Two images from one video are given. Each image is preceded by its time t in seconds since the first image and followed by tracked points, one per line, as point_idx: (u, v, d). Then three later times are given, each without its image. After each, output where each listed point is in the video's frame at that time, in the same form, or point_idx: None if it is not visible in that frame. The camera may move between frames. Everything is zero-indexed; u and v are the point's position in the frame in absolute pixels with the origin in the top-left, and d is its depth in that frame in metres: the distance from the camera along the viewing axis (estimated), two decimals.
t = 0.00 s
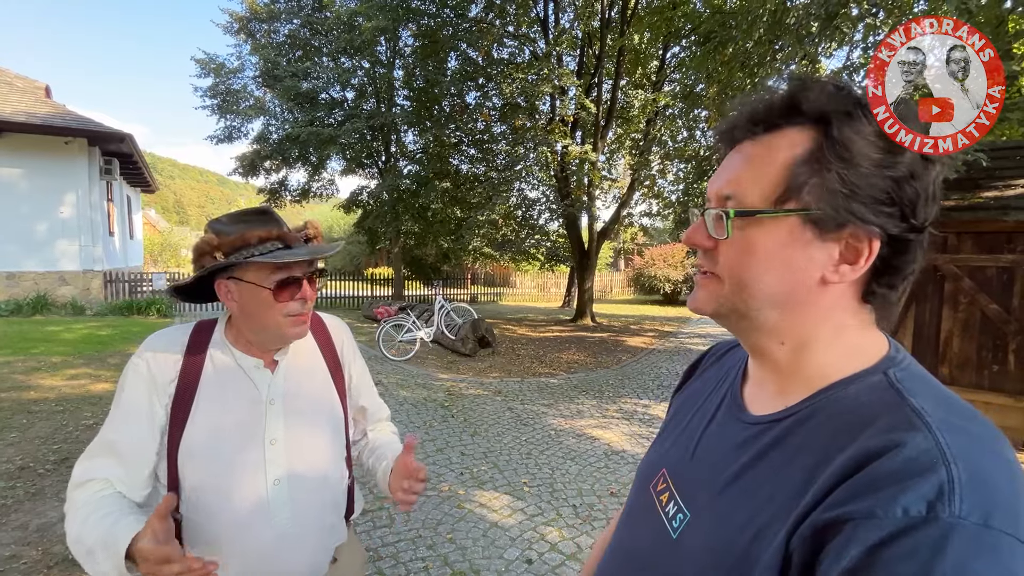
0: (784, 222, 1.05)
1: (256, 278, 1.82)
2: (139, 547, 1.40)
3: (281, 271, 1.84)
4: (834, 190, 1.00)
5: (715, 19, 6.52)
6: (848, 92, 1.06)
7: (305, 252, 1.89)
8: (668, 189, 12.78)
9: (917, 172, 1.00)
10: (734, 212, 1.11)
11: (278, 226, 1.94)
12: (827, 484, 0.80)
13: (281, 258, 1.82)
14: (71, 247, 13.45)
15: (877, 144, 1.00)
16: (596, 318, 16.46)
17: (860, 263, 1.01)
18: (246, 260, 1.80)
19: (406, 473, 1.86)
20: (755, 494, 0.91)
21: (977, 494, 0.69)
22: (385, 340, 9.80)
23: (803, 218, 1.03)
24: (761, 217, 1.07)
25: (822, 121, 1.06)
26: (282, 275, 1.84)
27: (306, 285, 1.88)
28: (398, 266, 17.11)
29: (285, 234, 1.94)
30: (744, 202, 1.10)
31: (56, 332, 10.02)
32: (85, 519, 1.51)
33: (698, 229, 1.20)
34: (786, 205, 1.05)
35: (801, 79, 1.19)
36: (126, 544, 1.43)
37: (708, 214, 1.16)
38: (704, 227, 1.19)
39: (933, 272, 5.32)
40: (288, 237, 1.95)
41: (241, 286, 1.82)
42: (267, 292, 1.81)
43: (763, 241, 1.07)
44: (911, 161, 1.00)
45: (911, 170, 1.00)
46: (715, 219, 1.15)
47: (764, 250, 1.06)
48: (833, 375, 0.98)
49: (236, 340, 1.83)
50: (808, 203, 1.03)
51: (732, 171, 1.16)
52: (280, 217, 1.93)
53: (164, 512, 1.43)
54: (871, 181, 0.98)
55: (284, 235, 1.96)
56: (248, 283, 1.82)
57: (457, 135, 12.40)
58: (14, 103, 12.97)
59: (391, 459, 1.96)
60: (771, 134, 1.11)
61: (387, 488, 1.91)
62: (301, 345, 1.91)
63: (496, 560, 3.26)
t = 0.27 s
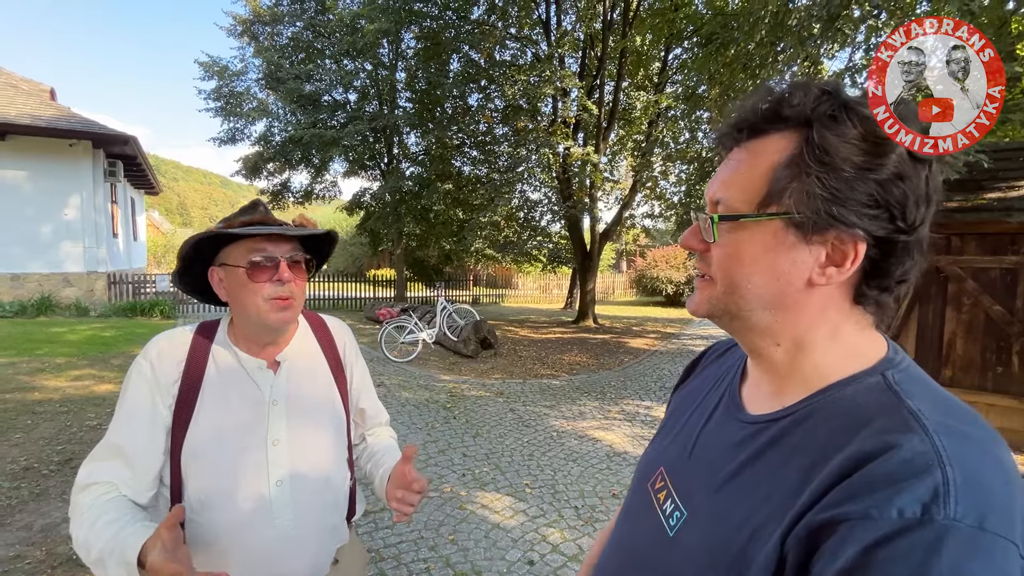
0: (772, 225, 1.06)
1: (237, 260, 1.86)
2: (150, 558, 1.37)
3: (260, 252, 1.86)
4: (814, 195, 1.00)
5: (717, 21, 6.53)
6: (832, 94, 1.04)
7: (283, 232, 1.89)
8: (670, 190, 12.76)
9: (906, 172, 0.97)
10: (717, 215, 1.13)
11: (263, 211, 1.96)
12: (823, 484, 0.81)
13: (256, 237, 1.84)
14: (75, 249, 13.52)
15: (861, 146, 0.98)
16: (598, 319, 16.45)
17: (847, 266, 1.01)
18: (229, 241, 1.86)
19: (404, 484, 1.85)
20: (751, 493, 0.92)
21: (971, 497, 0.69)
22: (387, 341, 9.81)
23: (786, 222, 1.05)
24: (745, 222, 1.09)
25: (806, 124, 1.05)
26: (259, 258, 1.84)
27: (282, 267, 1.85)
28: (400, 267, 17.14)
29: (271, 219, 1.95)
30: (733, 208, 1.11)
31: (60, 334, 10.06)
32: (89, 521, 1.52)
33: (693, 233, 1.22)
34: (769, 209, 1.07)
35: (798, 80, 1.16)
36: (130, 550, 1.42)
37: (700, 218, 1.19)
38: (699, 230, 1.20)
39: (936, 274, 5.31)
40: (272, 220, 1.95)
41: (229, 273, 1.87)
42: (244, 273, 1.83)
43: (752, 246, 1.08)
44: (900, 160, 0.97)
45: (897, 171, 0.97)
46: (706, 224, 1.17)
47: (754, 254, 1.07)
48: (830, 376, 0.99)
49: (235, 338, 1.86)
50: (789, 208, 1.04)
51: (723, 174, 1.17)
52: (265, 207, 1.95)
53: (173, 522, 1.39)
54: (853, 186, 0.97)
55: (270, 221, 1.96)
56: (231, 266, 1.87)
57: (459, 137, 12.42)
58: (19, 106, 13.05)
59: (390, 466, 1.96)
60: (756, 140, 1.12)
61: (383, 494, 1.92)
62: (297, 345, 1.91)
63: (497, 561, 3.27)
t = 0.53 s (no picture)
0: (770, 230, 1.06)
1: (237, 262, 1.88)
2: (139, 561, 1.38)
3: (259, 254, 1.87)
4: (814, 201, 1.01)
5: (721, 23, 6.55)
6: (838, 99, 1.04)
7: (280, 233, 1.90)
8: (675, 191, 12.75)
9: (906, 180, 0.98)
10: (718, 217, 1.14)
11: (260, 213, 1.96)
12: (816, 482, 0.81)
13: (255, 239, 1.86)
14: (83, 251, 13.66)
15: (862, 153, 0.98)
16: (603, 321, 16.43)
17: (845, 271, 1.01)
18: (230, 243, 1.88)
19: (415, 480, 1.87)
20: (746, 490, 0.92)
21: (961, 495, 0.70)
22: (392, 343, 9.85)
23: (785, 226, 1.05)
24: (746, 225, 1.09)
25: (808, 129, 1.06)
26: (257, 259, 1.85)
27: (280, 269, 1.85)
28: (405, 269, 17.19)
29: (267, 220, 1.96)
30: (733, 210, 1.12)
31: (69, 335, 10.15)
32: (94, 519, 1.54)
33: (693, 234, 1.22)
34: (769, 214, 1.07)
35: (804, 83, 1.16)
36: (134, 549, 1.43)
37: (700, 220, 1.20)
38: (699, 231, 1.21)
39: (943, 275, 5.26)
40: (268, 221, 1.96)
41: (229, 275, 1.90)
42: (243, 275, 1.85)
43: (752, 249, 1.08)
44: (900, 168, 0.98)
45: (898, 178, 0.98)
46: (706, 226, 1.18)
47: (753, 257, 1.08)
48: (825, 377, 0.99)
49: (242, 341, 1.88)
50: (788, 213, 1.05)
51: (723, 176, 1.18)
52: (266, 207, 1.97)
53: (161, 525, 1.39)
54: (853, 193, 0.98)
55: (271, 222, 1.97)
56: (233, 269, 1.88)
57: (463, 139, 12.47)
58: (29, 110, 13.21)
59: (400, 464, 1.98)
60: (758, 143, 1.13)
61: (394, 492, 1.93)
62: (302, 347, 1.92)
63: (502, 562, 3.27)
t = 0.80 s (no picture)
0: (773, 231, 1.06)
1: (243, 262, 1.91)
2: (138, 553, 1.41)
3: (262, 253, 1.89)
4: (819, 204, 1.01)
5: (729, 22, 6.53)
6: (845, 101, 1.04)
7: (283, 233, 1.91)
8: (684, 191, 12.71)
9: (912, 183, 0.97)
10: (723, 218, 1.13)
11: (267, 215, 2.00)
12: (822, 483, 0.81)
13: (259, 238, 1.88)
14: (98, 253, 13.87)
15: (869, 156, 0.98)
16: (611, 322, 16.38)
17: (849, 274, 1.01)
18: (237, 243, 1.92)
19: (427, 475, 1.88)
20: (752, 492, 0.92)
21: (967, 497, 0.70)
22: (400, 343, 9.90)
23: (790, 228, 1.05)
24: (751, 227, 1.09)
25: (815, 131, 1.05)
26: (259, 259, 1.87)
27: (280, 269, 1.86)
28: (413, 270, 17.27)
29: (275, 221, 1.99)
30: (737, 211, 1.12)
31: (84, 335, 10.31)
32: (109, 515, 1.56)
33: (696, 235, 1.22)
34: (774, 216, 1.07)
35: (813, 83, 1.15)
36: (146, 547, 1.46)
37: (704, 220, 1.20)
38: (702, 232, 1.21)
39: (958, 276, 5.18)
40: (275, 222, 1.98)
41: (235, 274, 1.93)
42: (245, 273, 1.87)
43: (755, 251, 1.08)
44: (906, 171, 0.97)
45: (903, 181, 0.97)
46: (709, 226, 1.18)
47: (757, 259, 1.07)
48: (829, 379, 0.99)
49: (251, 341, 1.90)
50: (793, 215, 1.04)
51: (728, 177, 1.18)
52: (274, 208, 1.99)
53: (162, 516, 1.43)
54: (858, 196, 0.98)
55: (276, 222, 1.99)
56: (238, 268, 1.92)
57: (471, 140, 12.49)
58: (45, 113, 13.44)
59: (412, 463, 2.00)
60: (763, 144, 1.12)
61: (406, 490, 1.94)
62: (311, 347, 1.94)
63: (510, 562, 3.28)
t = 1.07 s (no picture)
0: (785, 233, 1.05)
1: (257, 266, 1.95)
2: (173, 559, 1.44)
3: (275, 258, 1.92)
4: (831, 206, 1.00)
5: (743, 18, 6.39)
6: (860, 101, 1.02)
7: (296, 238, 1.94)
8: (696, 190, 12.61)
9: (926, 185, 0.96)
10: (733, 220, 1.13)
11: (279, 220, 2.03)
12: (834, 487, 0.81)
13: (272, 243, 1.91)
14: (118, 253, 14.17)
15: (883, 157, 0.96)
16: (623, 322, 16.31)
17: (861, 276, 1.00)
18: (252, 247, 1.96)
19: (440, 485, 1.89)
20: (763, 495, 0.92)
21: (983, 500, 0.69)
22: (412, 343, 9.97)
23: (801, 231, 1.04)
24: (762, 228, 1.08)
25: (827, 131, 1.04)
26: (272, 263, 1.90)
27: (291, 274, 1.89)
28: (425, 270, 17.37)
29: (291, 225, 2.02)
30: (747, 213, 1.11)
31: (105, 334, 10.54)
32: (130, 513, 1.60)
33: (706, 235, 1.22)
34: (786, 218, 1.06)
35: (828, 82, 1.13)
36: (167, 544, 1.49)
37: (713, 221, 1.19)
38: (712, 233, 1.20)
39: (980, 274, 5.06)
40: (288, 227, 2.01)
41: (250, 277, 1.97)
42: (258, 277, 1.90)
43: (766, 253, 1.07)
44: (921, 173, 0.96)
45: (918, 184, 0.96)
46: (719, 227, 1.17)
47: (768, 260, 1.07)
48: (840, 382, 0.98)
49: (265, 342, 1.92)
50: (806, 217, 1.03)
51: (738, 177, 1.17)
52: (289, 212, 2.03)
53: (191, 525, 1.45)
54: (873, 198, 0.97)
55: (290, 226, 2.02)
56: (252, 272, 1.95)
57: (483, 140, 12.53)
58: (67, 117, 13.75)
59: (420, 470, 2.00)
60: (775, 144, 1.11)
61: (414, 497, 1.95)
62: (323, 347, 1.96)
63: (521, 562, 3.29)
